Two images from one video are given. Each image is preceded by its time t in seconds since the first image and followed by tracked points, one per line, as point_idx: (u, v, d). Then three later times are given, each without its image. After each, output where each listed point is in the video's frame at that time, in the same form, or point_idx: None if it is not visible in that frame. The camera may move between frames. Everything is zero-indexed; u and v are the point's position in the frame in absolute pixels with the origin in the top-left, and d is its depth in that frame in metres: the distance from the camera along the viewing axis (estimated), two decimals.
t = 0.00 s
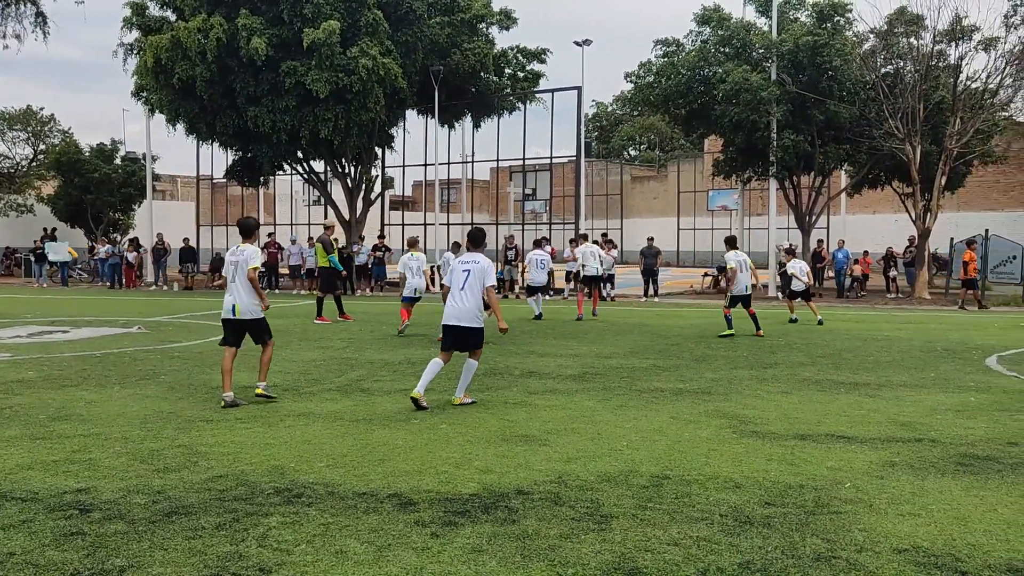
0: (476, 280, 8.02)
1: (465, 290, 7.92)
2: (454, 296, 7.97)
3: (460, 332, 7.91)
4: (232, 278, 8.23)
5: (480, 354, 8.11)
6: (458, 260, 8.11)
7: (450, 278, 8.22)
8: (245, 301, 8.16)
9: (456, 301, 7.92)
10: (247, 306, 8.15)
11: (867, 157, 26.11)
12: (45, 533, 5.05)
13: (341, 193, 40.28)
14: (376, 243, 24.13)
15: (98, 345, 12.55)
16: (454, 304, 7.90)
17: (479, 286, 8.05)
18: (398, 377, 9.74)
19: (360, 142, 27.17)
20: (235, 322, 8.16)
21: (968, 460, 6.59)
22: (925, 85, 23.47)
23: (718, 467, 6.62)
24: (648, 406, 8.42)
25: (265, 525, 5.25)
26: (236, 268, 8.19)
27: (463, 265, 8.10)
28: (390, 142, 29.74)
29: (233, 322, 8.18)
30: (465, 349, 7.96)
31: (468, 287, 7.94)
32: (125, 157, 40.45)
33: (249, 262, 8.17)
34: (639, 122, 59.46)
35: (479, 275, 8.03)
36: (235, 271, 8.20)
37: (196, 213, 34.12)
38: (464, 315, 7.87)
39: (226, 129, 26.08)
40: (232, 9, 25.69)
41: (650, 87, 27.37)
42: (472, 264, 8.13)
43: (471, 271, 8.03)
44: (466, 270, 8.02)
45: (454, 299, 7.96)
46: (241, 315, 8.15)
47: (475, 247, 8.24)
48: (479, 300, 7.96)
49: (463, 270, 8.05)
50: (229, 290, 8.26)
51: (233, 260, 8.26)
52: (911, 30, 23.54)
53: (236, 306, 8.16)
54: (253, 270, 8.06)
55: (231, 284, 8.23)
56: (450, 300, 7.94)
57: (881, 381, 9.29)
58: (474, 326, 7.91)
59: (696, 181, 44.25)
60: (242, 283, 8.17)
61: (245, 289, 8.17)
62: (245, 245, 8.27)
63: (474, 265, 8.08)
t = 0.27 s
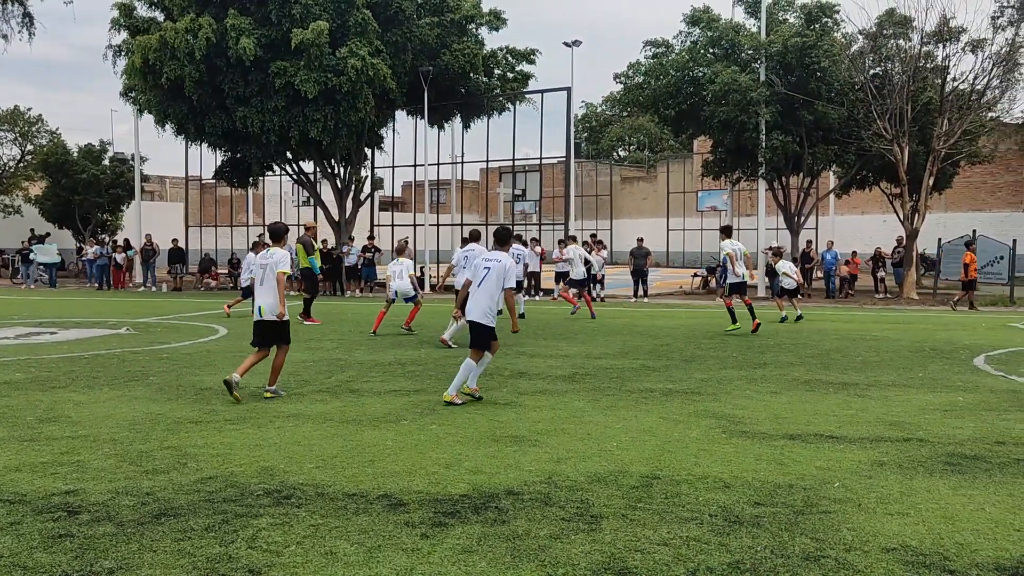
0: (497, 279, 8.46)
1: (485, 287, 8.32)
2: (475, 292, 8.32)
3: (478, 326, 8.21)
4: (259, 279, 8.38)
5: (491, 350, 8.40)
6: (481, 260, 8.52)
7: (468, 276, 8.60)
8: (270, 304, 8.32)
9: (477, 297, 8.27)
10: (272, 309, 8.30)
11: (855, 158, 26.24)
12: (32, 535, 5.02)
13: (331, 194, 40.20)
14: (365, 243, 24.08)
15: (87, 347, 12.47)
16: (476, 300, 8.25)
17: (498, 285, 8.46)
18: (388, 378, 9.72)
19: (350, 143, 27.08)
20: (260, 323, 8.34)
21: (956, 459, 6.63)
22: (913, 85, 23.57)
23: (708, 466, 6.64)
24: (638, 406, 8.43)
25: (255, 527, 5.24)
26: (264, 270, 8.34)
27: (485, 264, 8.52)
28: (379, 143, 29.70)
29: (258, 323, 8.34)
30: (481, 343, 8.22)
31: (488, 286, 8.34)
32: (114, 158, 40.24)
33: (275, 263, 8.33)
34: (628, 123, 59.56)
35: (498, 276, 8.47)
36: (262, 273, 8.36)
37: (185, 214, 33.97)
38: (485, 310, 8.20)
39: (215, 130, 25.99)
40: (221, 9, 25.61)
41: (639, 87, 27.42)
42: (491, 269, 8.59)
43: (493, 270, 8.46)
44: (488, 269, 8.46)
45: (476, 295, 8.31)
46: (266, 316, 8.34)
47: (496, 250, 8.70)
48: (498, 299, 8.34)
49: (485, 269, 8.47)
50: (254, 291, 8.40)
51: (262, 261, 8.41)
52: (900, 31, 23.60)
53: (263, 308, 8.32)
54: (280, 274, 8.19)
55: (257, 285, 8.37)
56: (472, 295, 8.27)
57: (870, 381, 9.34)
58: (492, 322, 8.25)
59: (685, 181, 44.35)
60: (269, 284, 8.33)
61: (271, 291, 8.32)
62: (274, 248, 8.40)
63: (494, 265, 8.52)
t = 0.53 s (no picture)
0: (525, 280, 8.39)
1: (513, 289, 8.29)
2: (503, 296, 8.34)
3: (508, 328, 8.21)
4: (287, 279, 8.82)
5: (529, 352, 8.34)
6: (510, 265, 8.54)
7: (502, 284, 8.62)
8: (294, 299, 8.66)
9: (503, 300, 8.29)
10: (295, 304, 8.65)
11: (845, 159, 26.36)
12: (20, 538, 4.99)
13: (321, 195, 40.13)
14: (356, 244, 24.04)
15: (75, 349, 12.40)
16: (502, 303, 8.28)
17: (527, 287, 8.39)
18: (379, 380, 9.71)
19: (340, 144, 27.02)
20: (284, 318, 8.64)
21: (944, 459, 6.66)
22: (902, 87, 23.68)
23: (698, 467, 6.65)
24: (629, 407, 8.44)
25: (245, 529, 5.22)
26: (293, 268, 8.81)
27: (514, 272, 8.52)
28: (370, 144, 29.68)
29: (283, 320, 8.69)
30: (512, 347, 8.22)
31: (516, 288, 8.28)
32: (103, 159, 40.07)
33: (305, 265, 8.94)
34: (619, 125, 59.67)
35: (527, 276, 8.42)
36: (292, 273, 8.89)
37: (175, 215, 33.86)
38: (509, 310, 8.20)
39: (205, 131, 25.91)
40: (211, 9, 25.56)
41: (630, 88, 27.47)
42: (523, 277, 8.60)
43: (521, 272, 8.43)
44: (516, 272, 8.43)
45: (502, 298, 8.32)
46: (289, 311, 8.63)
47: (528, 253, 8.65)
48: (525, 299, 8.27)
49: (514, 272, 8.46)
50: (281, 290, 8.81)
51: (291, 263, 8.93)
52: (889, 33, 23.69)
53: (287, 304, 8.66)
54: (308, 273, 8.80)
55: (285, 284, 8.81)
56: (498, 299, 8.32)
57: (859, 381, 9.39)
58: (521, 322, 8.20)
59: (676, 183, 44.46)
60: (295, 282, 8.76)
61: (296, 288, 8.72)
62: (303, 250, 8.94)
63: (523, 268, 8.48)
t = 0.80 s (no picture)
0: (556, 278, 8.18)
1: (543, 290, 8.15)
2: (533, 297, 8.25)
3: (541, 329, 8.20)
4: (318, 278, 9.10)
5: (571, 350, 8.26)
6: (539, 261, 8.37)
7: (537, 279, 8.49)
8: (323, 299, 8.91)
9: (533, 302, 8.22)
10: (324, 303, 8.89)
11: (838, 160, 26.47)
12: (10, 540, 4.96)
13: (314, 196, 40.07)
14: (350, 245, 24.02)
15: (67, 350, 12.35)
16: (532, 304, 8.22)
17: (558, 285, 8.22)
18: (372, 381, 9.68)
19: (334, 144, 27.00)
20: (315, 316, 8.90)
21: (937, 460, 6.68)
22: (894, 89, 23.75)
23: (691, 468, 6.66)
24: (621, 408, 8.45)
25: (237, 531, 5.20)
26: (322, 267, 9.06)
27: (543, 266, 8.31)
28: (364, 145, 29.64)
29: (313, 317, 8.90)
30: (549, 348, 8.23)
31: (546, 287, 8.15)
32: (96, 159, 39.94)
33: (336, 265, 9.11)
34: (613, 125, 59.75)
35: (557, 274, 8.18)
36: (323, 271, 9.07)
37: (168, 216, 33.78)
38: (540, 314, 8.15)
39: (198, 131, 25.86)
40: (204, 9, 25.51)
41: (623, 89, 27.49)
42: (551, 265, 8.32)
43: (550, 270, 8.22)
44: (545, 270, 8.25)
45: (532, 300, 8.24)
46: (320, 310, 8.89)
47: (558, 246, 8.40)
48: (556, 299, 8.14)
49: (542, 270, 8.29)
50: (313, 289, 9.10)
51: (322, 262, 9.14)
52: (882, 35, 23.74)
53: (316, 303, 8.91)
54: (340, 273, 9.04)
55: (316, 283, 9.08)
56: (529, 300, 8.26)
57: (853, 382, 9.40)
58: (554, 324, 8.13)
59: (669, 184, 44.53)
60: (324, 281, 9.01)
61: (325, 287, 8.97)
62: (333, 249, 9.17)
63: (553, 265, 8.25)
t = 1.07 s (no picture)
0: (589, 276, 7.95)
1: (579, 289, 7.87)
2: (568, 297, 7.94)
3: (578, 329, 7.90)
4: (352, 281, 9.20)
5: (599, 351, 8.11)
6: (567, 258, 8.06)
7: (561, 278, 8.17)
8: (355, 303, 9.01)
9: (570, 301, 7.89)
10: (357, 307, 9.01)
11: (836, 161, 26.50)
12: (6, 542, 4.95)
13: (313, 196, 40.08)
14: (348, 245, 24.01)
15: (64, 351, 12.34)
16: (568, 305, 7.88)
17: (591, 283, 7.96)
18: (369, 382, 9.67)
19: (332, 145, 27.01)
20: (348, 320, 9.06)
21: (934, 461, 6.68)
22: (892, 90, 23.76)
23: (689, 469, 6.65)
24: (618, 409, 8.45)
25: (234, 532, 5.20)
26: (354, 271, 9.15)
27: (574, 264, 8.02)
28: (362, 146, 29.64)
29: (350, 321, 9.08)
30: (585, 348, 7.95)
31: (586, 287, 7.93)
32: (93, 160, 39.93)
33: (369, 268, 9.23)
34: (611, 126, 59.80)
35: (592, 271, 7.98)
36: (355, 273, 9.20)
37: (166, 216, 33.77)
38: (580, 314, 7.84)
39: (196, 132, 25.86)
40: (202, 10, 25.50)
41: (621, 90, 27.50)
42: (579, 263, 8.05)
43: (583, 268, 7.96)
44: (577, 268, 7.96)
45: (569, 300, 7.92)
46: (353, 314, 9.03)
47: (582, 242, 8.14)
48: (592, 299, 7.89)
49: (574, 268, 7.98)
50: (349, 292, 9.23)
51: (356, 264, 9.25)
52: (879, 37, 23.77)
53: (350, 307, 9.05)
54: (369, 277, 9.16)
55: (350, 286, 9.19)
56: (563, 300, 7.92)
57: (851, 383, 9.40)
58: (592, 323, 7.88)
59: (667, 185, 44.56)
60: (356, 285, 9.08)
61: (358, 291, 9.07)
62: (365, 251, 9.21)
63: (584, 262, 7.99)
